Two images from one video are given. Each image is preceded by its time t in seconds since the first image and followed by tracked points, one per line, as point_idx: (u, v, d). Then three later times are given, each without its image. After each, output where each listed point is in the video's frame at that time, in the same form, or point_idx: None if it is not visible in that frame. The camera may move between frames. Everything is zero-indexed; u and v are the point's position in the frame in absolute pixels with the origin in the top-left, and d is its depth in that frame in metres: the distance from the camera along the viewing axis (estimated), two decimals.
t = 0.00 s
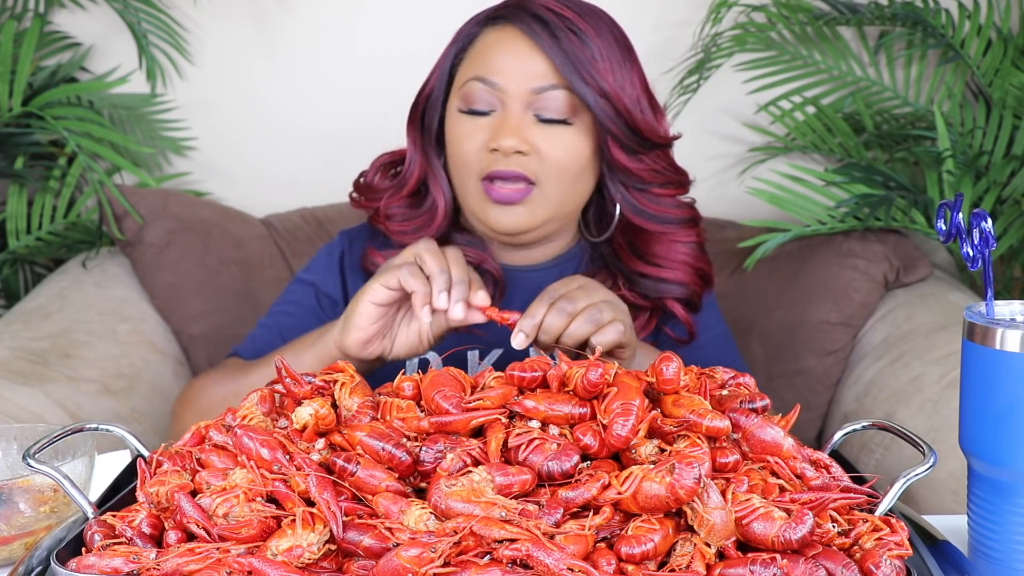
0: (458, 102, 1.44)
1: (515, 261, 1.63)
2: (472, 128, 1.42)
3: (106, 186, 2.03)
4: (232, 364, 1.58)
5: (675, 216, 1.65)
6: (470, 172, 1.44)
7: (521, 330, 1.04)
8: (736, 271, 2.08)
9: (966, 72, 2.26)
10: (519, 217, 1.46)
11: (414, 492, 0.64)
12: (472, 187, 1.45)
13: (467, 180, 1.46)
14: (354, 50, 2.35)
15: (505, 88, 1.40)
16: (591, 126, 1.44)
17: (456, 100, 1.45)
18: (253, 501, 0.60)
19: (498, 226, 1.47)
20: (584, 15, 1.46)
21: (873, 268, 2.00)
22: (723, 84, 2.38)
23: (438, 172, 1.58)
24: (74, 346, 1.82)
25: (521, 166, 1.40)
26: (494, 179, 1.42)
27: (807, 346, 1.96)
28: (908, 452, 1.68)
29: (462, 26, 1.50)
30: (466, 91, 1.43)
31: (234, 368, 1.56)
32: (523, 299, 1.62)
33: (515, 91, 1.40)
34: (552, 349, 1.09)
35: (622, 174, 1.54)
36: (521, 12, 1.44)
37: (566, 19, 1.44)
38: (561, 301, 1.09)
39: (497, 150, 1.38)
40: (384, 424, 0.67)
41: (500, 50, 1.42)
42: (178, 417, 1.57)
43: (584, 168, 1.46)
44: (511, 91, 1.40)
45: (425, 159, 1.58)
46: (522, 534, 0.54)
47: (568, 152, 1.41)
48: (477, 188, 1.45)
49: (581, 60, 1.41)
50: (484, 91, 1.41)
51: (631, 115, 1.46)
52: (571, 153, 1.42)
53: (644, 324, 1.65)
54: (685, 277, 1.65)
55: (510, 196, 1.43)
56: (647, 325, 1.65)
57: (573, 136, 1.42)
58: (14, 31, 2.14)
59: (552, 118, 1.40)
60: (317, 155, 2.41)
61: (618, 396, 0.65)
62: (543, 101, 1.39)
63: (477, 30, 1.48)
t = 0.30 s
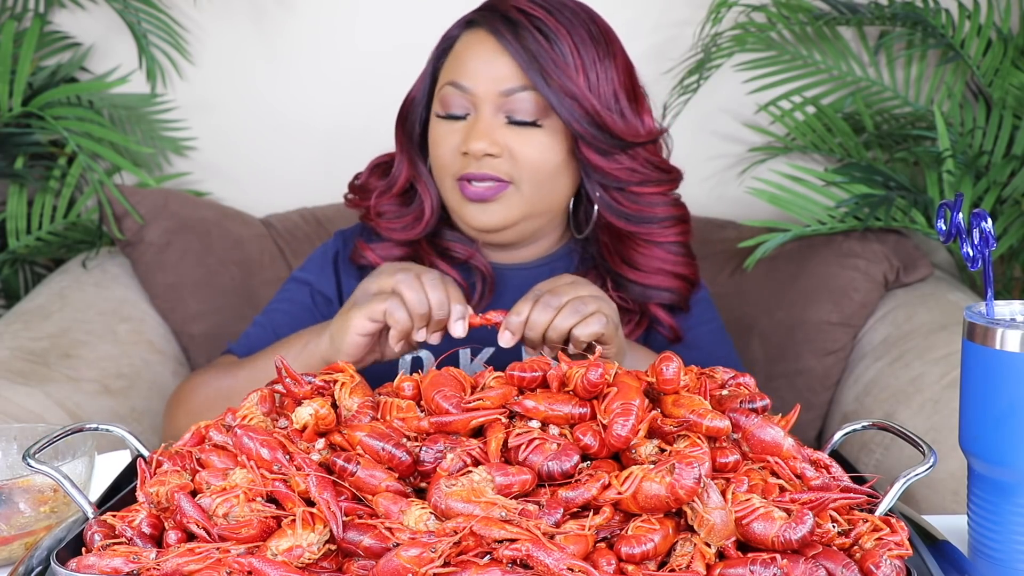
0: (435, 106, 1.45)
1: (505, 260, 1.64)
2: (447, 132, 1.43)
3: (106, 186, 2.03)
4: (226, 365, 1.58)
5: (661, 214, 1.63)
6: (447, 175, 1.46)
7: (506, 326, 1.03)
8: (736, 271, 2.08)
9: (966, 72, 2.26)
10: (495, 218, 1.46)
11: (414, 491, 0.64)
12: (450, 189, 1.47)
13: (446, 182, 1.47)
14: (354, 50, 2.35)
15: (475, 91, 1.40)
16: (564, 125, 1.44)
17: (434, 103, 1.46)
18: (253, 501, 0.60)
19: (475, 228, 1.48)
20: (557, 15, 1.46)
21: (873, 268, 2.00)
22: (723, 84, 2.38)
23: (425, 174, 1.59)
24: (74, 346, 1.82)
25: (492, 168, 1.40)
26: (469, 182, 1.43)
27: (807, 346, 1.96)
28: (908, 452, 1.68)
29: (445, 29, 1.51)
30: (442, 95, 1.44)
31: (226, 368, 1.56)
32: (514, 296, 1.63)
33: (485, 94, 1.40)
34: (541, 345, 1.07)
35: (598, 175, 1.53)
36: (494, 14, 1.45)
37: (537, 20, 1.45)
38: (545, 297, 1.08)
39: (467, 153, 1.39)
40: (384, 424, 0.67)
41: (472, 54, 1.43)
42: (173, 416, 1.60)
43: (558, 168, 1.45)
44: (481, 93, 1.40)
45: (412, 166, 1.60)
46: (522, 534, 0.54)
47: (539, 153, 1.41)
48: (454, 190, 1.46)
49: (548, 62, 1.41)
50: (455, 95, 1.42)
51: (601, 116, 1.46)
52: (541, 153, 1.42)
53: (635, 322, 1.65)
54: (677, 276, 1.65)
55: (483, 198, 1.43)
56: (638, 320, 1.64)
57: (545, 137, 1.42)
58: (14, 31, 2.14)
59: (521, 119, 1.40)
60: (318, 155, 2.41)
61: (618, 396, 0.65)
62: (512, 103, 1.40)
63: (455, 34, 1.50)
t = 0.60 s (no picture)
0: (438, 111, 1.42)
1: (503, 261, 1.63)
2: (454, 137, 1.41)
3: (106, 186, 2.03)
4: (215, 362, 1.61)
5: (658, 209, 1.65)
6: (454, 180, 1.44)
7: (506, 318, 1.02)
8: (736, 271, 2.08)
9: (966, 72, 2.26)
10: (507, 221, 1.46)
11: (414, 491, 0.64)
12: (457, 194, 1.45)
13: (452, 188, 1.45)
14: (354, 50, 2.35)
15: (483, 96, 1.38)
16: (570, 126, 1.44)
17: (434, 108, 1.44)
18: (253, 501, 0.60)
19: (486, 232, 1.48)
20: (555, 15, 1.46)
21: (873, 268, 2.00)
22: (723, 84, 2.39)
23: (419, 178, 1.58)
24: (74, 346, 1.82)
25: (506, 171, 1.39)
26: (480, 186, 1.42)
27: (808, 346, 1.96)
28: (908, 452, 1.68)
29: (436, 31, 1.50)
30: (444, 100, 1.41)
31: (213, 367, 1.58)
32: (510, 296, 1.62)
33: (492, 98, 1.38)
34: (543, 338, 1.05)
35: (601, 173, 1.55)
36: (493, 14, 1.44)
37: (538, 20, 1.44)
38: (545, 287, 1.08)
39: (479, 158, 1.38)
40: (384, 423, 0.67)
41: (475, 58, 1.41)
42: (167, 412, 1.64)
43: (567, 166, 1.46)
44: (489, 98, 1.38)
45: (405, 166, 1.59)
46: (522, 534, 0.54)
47: (548, 155, 1.41)
48: (463, 195, 1.45)
49: (555, 63, 1.40)
50: (461, 100, 1.39)
51: (607, 116, 1.46)
52: (553, 154, 1.42)
53: (633, 313, 1.65)
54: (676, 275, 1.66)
55: (494, 201, 1.43)
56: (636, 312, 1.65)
57: (554, 139, 1.42)
58: (14, 32, 2.14)
59: (532, 123, 1.39)
60: (317, 155, 2.41)
61: (618, 396, 0.65)
62: (522, 106, 1.38)
63: (451, 36, 1.47)
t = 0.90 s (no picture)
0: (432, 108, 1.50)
1: (500, 261, 1.66)
2: (445, 132, 1.48)
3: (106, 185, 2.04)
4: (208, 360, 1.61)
5: (658, 211, 1.63)
6: (444, 174, 1.51)
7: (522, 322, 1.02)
8: (736, 271, 2.07)
9: (966, 72, 2.26)
10: (494, 214, 1.53)
11: (414, 492, 0.64)
12: (447, 187, 1.52)
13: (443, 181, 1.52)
14: (354, 50, 2.34)
15: (473, 92, 1.46)
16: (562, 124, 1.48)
17: (430, 104, 1.51)
18: (253, 501, 0.60)
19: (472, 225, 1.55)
20: (553, 14, 1.48)
21: (873, 268, 2.00)
22: (722, 85, 2.36)
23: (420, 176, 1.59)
24: (75, 346, 1.82)
25: (493, 166, 1.47)
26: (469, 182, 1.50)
27: (808, 346, 1.96)
28: (908, 452, 1.68)
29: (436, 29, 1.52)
30: (439, 97, 1.49)
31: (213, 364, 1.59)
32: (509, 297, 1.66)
33: (484, 97, 1.46)
34: (557, 341, 1.10)
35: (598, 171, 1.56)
36: (491, 12, 1.48)
37: (534, 19, 1.47)
38: (564, 290, 1.14)
39: (468, 153, 1.46)
40: (384, 424, 0.67)
41: (468, 55, 1.47)
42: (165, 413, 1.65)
43: (558, 165, 1.51)
44: (480, 96, 1.46)
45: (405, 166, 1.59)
46: (522, 534, 0.54)
47: (536, 150, 1.47)
48: (452, 188, 1.52)
49: (543, 62, 1.45)
50: (453, 97, 1.47)
51: (597, 114, 1.48)
52: (542, 150, 1.48)
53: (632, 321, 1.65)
54: (676, 277, 1.65)
55: (482, 194, 1.51)
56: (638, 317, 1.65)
57: (542, 136, 1.47)
58: (14, 31, 2.14)
59: (520, 119, 1.46)
60: (313, 156, 2.40)
61: (618, 396, 0.65)
62: (511, 104, 1.45)
63: (448, 33, 1.51)
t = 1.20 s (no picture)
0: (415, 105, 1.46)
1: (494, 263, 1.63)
2: (424, 129, 1.44)
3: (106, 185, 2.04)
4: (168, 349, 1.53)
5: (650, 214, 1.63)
6: (424, 172, 1.46)
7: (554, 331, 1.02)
8: (736, 270, 2.06)
9: (966, 72, 2.26)
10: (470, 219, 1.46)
11: (414, 491, 0.64)
12: (426, 186, 1.48)
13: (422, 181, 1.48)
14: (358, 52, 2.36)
15: (451, 88, 1.41)
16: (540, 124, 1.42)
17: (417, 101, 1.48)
18: (253, 501, 0.60)
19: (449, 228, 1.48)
20: (541, 14, 1.45)
21: (873, 268, 2.00)
22: (723, 84, 2.38)
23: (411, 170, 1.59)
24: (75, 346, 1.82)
25: (466, 165, 1.40)
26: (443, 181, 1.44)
27: (808, 346, 1.96)
28: (908, 452, 1.68)
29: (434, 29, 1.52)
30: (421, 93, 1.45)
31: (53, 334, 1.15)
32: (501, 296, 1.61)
33: (462, 92, 1.41)
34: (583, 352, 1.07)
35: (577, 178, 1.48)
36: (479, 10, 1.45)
37: (521, 16, 1.43)
38: (595, 303, 1.13)
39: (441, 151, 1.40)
40: (384, 424, 0.67)
41: (452, 50, 1.43)
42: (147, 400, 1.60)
43: (535, 167, 1.44)
44: (458, 92, 1.41)
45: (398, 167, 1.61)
46: (522, 534, 0.54)
47: (512, 151, 1.40)
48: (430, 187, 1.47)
49: (521, 59, 1.39)
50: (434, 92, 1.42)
51: (574, 118, 1.42)
52: (520, 150, 1.41)
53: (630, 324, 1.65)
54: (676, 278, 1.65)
55: (456, 195, 1.43)
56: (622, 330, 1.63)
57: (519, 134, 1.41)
58: (14, 32, 2.14)
59: (497, 116, 1.40)
60: (318, 155, 2.42)
61: (618, 396, 0.65)
62: (489, 100, 1.40)
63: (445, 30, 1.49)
